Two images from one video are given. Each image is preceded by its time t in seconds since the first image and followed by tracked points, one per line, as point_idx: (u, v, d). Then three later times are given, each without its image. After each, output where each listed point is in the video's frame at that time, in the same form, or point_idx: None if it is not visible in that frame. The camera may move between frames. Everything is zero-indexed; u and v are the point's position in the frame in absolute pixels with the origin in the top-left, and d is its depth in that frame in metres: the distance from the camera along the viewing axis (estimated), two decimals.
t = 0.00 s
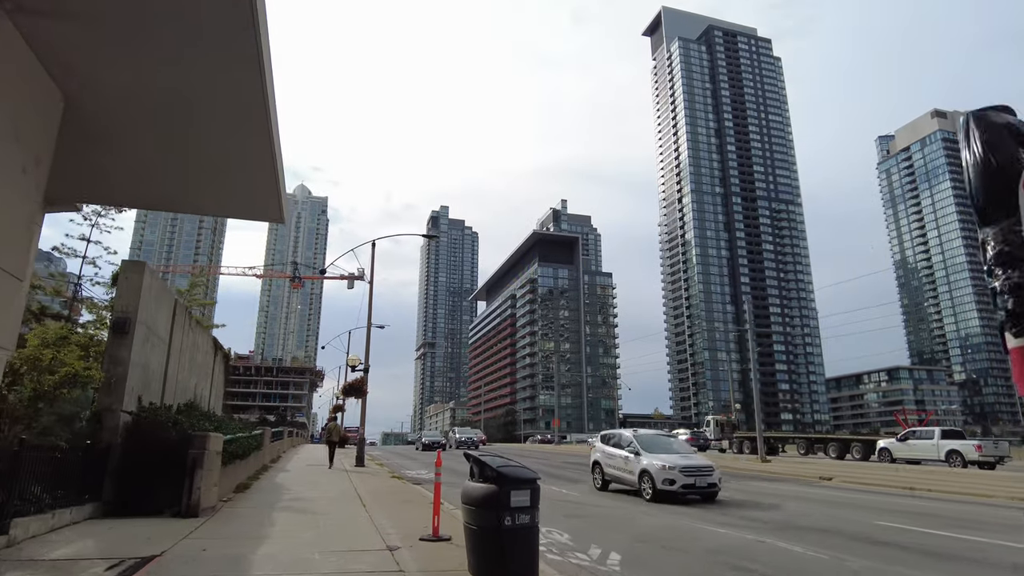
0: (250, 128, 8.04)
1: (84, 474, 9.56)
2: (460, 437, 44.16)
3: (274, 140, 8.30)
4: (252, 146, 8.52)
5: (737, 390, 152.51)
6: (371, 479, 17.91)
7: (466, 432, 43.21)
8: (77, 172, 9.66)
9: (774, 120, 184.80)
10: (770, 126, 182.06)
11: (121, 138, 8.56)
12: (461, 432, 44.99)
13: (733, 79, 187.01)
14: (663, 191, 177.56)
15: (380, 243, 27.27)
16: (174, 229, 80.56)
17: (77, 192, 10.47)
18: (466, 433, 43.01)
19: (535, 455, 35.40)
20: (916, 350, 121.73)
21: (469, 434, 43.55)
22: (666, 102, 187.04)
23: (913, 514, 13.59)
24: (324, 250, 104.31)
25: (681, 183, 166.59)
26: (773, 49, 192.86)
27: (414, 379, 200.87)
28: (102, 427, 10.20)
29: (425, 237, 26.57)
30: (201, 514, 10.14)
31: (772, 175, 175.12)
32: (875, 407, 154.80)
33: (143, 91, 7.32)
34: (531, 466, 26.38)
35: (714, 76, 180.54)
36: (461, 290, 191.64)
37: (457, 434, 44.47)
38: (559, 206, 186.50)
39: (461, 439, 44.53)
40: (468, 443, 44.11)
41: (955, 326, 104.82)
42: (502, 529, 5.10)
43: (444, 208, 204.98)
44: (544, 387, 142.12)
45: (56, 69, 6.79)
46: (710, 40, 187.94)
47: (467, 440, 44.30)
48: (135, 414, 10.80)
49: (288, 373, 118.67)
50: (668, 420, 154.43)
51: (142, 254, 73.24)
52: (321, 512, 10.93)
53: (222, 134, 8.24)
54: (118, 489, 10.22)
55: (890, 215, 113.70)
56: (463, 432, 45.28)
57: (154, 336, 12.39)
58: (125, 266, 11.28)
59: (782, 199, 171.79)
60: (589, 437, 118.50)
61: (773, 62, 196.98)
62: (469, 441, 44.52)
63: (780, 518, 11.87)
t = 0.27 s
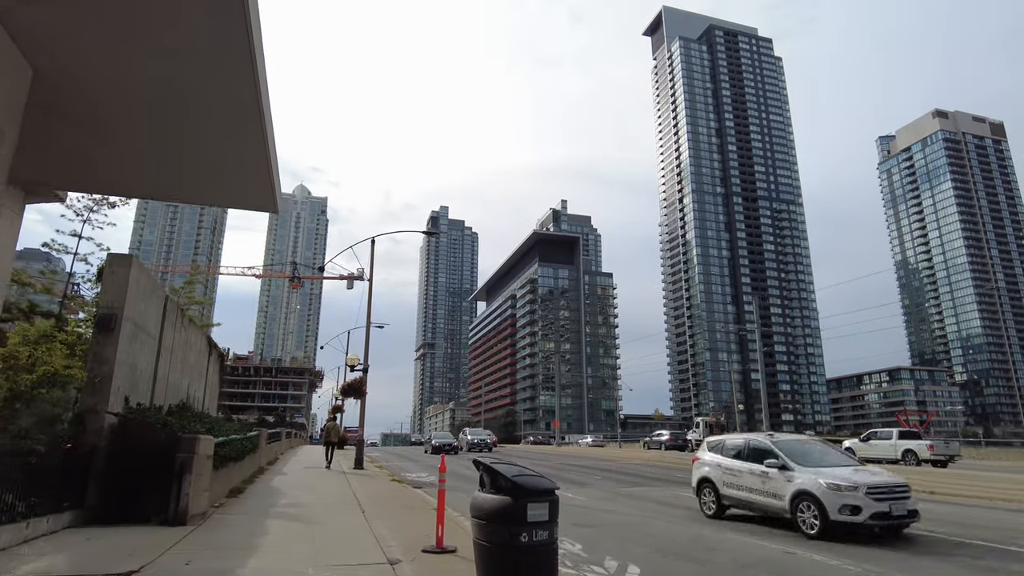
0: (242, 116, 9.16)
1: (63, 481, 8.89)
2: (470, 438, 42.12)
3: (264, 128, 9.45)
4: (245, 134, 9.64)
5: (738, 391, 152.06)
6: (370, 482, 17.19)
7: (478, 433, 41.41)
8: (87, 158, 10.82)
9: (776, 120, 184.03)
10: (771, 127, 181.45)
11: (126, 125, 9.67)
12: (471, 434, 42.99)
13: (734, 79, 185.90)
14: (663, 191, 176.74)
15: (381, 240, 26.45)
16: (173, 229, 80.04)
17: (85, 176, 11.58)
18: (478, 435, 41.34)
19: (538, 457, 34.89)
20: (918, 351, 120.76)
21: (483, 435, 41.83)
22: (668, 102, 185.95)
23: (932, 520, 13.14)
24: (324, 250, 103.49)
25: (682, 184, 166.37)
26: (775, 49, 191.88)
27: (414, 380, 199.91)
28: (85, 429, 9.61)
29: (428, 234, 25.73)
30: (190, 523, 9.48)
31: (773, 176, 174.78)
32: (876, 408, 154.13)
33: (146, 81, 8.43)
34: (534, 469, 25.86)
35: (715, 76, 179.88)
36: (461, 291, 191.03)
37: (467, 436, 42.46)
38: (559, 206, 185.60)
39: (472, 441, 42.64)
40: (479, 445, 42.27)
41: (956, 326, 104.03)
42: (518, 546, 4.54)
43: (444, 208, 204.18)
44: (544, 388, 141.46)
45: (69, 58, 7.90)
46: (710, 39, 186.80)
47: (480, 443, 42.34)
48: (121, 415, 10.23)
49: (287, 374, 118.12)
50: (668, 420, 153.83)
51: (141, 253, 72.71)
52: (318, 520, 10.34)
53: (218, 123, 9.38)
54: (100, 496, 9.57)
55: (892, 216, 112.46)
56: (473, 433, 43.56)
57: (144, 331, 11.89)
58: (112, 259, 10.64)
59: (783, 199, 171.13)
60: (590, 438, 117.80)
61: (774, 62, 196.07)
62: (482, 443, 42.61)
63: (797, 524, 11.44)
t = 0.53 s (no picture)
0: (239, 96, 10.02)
1: (43, 488, 8.22)
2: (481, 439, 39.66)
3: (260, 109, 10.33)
4: (241, 115, 10.51)
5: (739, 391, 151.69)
6: (370, 485, 16.48)
7: (494, 435, 39.18)
8: (91, 141, 11.67)
9: (777, 119, 183.22)
10: (773, 125, 180.82)
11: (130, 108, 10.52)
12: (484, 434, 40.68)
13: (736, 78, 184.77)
14: (664, 191, 175.95)
15: (385, 235, 25.47)
16: (173, 229, 79.27)
17: (90, 158, 12.43)
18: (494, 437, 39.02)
19: (542, 458, 34.40)
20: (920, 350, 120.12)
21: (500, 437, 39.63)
22: (669, 101, 184.98)
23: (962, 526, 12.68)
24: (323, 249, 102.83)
25: (683, 184, 165.65)
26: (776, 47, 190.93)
27: (413, 380, 199.12)
28: (69, 430, 8.99)
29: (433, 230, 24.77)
30: (180, 530, 8.83)
31: (775, 175, 174.15)
32: (878, 408, 153.58)
33: (148, 66, 9.27)
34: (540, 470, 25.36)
35: (716, 75, 179.04)
36: (460, 291, 190.37)
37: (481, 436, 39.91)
38: (559, 206, 184.74)
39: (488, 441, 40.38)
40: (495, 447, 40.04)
41: (958, 326, 103.27)
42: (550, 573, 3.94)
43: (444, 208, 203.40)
44: (544, 388, 140.84)
45: (80, 47, 8.76)
46: (712, 38, 185.84)
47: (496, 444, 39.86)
48: (108, 415, 9.65)
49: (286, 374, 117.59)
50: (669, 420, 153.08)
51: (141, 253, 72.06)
52: (319, 527, 9.75)
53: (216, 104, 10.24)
54: (84, 501, 8.93)
55: (895, 216, 111.33)
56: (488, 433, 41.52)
57: (134, 327, 11.30)
58: (96, 249, 10.01)
59: (785, 199, 170.37)
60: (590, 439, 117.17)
61: (776, 60, 195.11)
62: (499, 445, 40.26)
63: (824, 531, 11.01)
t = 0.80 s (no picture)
0: (232, 85, 9.70)
1: (24, 492, 7.68)
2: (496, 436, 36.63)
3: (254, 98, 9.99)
4: (235, 104, 10.17)
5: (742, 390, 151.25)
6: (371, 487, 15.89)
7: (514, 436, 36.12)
8: (80, 127, 11.29)
9: (780, 118, 182.45)
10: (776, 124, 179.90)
11: (121, 96, 10.18)
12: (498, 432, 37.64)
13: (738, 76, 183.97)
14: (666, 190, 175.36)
15: (384, 228, 24.44)
16: (174, 228, 78.72)
17: (78, 143, 11.91)
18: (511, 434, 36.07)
19: (546, 456, 33.86)
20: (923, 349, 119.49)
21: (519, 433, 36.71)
22: (671, 99, 184.23)
23: (985, 532, 12.18)
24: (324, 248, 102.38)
25: (686, 183, 165.03)
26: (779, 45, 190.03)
27: (415, 379, 198.65)
28: (53, 429, 8.44)
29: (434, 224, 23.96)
30: (171, 535, 8.26)
31: (778, 174, 173.44)
32: (882, 408, 153.07)
33: (130, 39, 8.62)
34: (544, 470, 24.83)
35: (719, 73, 178.31)
36: (462, 290, 190.04)
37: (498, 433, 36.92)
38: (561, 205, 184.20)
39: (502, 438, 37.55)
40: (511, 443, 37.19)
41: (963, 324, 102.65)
42: None
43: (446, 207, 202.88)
44: (547, 388, 140.49)
45: (57, 17, 8.12)
46: (714, 36, 184.94)
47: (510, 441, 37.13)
48: (95, 413, 9.09)
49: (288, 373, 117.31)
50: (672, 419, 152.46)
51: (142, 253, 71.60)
52: (318, 531, 9.18)
53: (211, 93, 9.92)
54: (68, 505, 8.37)
55: (897, 215, 110.79)
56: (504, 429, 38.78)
57: (126, 320, 10.73)
58: (84, 238, 9.49)
59: (788, 198, 169.72)
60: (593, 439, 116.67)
61: (778, 58, 194.25)
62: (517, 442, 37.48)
63: (849, 536, 10.48)
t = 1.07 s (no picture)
0: (220, 52, 9.39)
1: None
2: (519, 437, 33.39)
3: (244, 66, 9.67)
4: (224, 74, 9.89)
5: (744, 390, 150.79)
6: (372, 488, 15.42)
7: (539, 438, 32.92)
8: (61, 100, 10.69)
9: (782, 117, 181.68)
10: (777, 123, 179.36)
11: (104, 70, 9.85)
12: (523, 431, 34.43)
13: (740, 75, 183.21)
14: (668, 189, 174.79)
15: (385, 223, 23.68)
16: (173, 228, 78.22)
17: (59, 117, 11.28)
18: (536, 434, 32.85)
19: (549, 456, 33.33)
20: (924, 348, 119.05)
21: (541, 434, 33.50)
22: (672, 98, 183.53)
23: (1013, 535, 11.62)
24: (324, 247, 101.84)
25: (687, 182, 164.39)
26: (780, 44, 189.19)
27: (416, 379, 198.03)
28: (29, 429, 7.89)
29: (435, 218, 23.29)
30: (156, 543, 7.67)
31: (779, 173, 172.82)
32: (884, 408, 152.57)
33: None
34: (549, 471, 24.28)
35: (720, 72, 177.68)
36: (463, 290, 189.58)
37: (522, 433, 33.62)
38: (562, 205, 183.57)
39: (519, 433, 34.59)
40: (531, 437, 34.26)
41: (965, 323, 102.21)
42: None
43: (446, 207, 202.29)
44: (548, 387, 140.02)
45: None
46: (715, 35, 184.11)
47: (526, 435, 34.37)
48: (75, 411, 8.54)
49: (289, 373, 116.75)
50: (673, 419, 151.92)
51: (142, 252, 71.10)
52: (313, 539, 8.59)
53: (199, 64, 9.64)
54: (45, 510, 7.80)
55: (899, 214, 110.21)
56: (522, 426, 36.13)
57: (111, 311, 10.18)
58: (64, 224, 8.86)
59: (790, 197, 169.14)
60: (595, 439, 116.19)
61: (780, 57, 193.47)
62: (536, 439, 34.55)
63: (871, 539, 9.96)
